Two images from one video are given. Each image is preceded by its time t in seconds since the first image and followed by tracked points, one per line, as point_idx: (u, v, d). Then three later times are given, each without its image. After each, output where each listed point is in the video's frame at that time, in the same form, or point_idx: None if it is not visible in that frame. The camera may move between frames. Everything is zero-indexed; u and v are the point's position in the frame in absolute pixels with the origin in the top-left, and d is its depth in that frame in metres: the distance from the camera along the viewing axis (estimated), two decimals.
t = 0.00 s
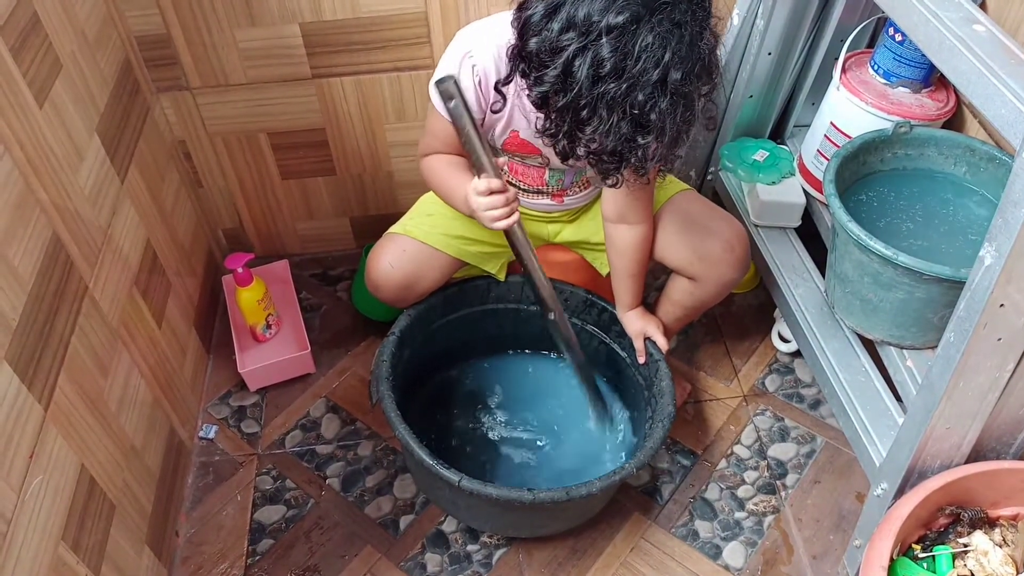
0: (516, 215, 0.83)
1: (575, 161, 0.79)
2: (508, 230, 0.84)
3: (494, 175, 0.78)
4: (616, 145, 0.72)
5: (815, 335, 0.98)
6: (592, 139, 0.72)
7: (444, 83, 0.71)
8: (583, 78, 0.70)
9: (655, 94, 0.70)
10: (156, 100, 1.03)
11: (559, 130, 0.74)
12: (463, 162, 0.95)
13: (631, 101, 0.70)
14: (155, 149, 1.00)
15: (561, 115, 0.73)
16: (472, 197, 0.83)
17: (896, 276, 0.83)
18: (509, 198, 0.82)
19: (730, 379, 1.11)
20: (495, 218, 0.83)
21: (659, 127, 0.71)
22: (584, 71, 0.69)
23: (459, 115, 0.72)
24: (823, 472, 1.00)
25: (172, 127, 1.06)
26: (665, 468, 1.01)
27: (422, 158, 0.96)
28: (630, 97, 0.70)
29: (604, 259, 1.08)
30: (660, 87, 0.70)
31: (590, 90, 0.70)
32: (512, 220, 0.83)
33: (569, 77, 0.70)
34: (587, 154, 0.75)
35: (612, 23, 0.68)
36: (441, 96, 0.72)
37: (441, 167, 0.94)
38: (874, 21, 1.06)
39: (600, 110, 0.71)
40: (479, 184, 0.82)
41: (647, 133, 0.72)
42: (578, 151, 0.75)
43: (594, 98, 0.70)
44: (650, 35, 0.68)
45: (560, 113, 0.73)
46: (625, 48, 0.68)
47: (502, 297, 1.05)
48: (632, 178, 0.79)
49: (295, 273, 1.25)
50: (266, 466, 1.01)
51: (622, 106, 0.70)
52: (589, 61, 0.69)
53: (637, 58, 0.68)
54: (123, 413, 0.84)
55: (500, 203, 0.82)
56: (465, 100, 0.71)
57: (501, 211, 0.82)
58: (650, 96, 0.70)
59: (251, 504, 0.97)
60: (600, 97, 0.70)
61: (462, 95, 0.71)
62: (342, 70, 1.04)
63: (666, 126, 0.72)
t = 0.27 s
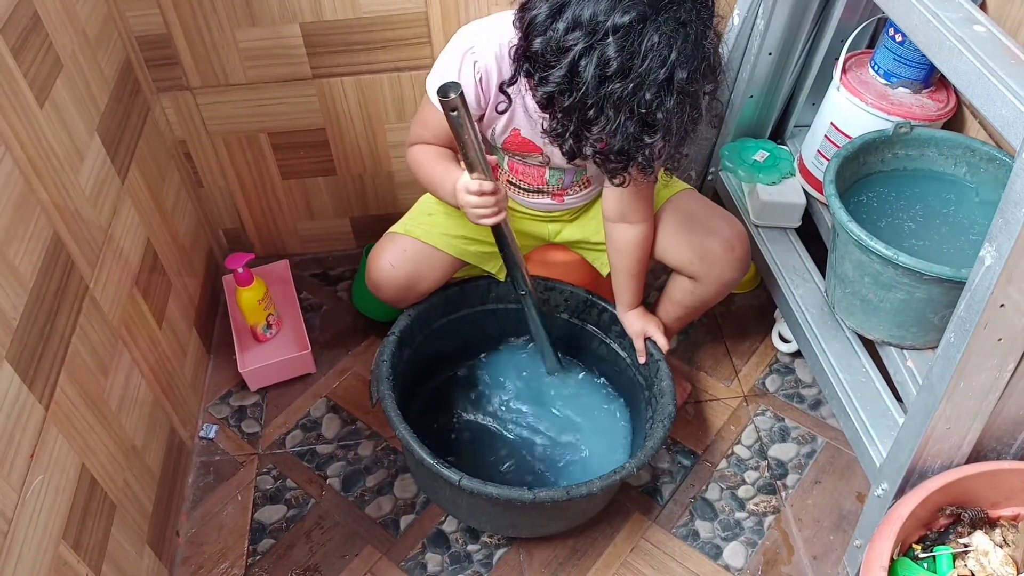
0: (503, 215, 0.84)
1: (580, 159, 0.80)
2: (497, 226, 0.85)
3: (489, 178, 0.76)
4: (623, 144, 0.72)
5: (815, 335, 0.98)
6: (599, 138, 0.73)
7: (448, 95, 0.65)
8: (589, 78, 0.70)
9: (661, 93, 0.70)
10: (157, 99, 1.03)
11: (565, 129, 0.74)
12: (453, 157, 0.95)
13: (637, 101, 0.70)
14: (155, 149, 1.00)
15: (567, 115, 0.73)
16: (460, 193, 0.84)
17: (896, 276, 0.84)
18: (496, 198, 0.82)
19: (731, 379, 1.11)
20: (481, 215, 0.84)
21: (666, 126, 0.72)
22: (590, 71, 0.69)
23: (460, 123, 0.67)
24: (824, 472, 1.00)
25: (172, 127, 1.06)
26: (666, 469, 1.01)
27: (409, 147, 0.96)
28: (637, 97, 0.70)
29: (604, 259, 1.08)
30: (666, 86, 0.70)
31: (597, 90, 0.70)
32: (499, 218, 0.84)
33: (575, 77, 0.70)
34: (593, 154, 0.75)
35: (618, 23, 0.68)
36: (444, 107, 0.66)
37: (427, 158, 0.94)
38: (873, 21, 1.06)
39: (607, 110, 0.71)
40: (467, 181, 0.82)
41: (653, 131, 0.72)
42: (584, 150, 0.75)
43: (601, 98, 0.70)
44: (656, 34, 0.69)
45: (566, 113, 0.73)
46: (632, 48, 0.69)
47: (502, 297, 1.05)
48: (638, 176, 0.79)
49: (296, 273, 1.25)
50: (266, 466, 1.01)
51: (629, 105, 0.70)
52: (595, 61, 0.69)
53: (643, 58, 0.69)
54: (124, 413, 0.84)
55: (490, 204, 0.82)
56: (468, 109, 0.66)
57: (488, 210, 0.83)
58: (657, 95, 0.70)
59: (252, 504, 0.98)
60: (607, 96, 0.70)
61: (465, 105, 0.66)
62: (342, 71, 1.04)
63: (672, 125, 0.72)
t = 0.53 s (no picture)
0: (519, 224, 0.82)
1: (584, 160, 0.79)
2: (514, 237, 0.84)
3: (500, 188, 0.75)
4: (627, 144, 0.72)
5: (817, 336, 0.98)
6: (603, 138, 0.73)
7: (450, 96, 0.64)
8: (594, 79, 0.70)
9: (666, 92, 0.70)
10: (160, 99, 1.03)
11: (569, 130, 0.74)
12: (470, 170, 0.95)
13: (642, 100, 0.70)
14: (158, 149, 1.00)
15: (571, 115, 0.73)
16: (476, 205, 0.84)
17: (898, 276, 0.84)
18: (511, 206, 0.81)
19: (733, 380, 1.11)
20: (496, 225, 0.83)
21: (670, 125, 0.72)
22: (595, 71, 0.69)
23: (464, 128, 0.67)
24: (826, 472, 1.00)
25: (176, 127, 1.06)
26: (668, 469, 1.01)
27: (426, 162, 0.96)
28: (642, 96, 0.70)
29: (606, 259, 1.08)
30: (671, 86, 0.70)
31: (601, 90, 0.70)
32: (514, 228, 0.83)
33: (580, 76, 0.70)
34: (598, 154, 0.75)
35: (623, 23, 0.68)
36: (446, 110, 0.66)
37: (443, 173, 0.94)
38: (876, 21, 1.06)
39: (612, 110, 0.71)
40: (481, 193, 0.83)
41: (658, 131, 0.72)
42: (588, 150, 0.75)
43: (605, 98, 0.70)
44: (661, 34, 0.69)
45: (571, 114, 0.73)
46: (636, 48, 0.69)
47: (505, 297, 1.05)
48: (642, 176, 0.79)
49: (299, 274, 1.26)
50: (269, 466, 1.01)
51: (634, 105, 0.70)
52: (600, 61, 0.69)
53: (648, 57, 0.69)
54: (127, 413, 0.84)
55: (502, 213, 0.81)
56: (471, 112, 0.66)
57: (501, 219, 0.82)
58: (662, 95, 0.70)
59: (254, 504, 0.98)
60: (612, 96, 0.70)
61: (468, 108, 0.66)
62: (345, 71, 1.04)
63: (676, 124, 0.72)
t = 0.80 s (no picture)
0: (518, 223, 0.82)
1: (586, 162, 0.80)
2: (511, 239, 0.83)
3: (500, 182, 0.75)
4: (629, 148, 0.73)
5: (814, 335, 0.98)
6: (604, 142, 0.73)
7: (452, 83, 0.65)
8: (596, 83, 0.70)
9: (667, 97, 0.70)
10: (156, 98, 1.03)
11: (570, 133, 0.75)
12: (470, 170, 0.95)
13: (644, 105, 0.70)
14: (155, 147, 1.00)
15: (572, 119, 0.73)
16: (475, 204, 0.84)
17: (894, 276, 0.84)
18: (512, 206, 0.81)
19: (729, 379, 1.11)
20: (497, 224, 0.82)
21: (671, 129, 0.72)
22: (596, 76, 0.69)
23: (465, 118, 0.67)
24: (822, 472, 1.00)
25: (172, 126, 1.06)
26: (664, 468, 1.01)
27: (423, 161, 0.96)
28: (643, 100, 0.70)
29: (604, 258, 1.08)
30: (672, 90, 0.70)
31: (602, 94, 0.70)
32: (513, 228, 0.82)
33: (581, 81, 0.70)
34: (598, 158, 0.75)
35: (624, 27, 0.68)
36: (447, 99, 0.66)
37: (441, 170, 0.94)
38: (873, 21, 1.06)
39: (613, 114, 0.71)
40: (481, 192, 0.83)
41: (659, 135, 0.72)
42: (589, 153, 0.76)
43: (607, 102, 0.70)
44: (662, 38, 0.69)
45: (572, 117, 0.73)
46: (638, 52, 0.69)
47: (502, 296, 1.05)
48: (643, 178, 0.79)
49: (296, 272, 1.25)
50: (265, 464, 1.01)
51: (635, 110, 0.71)
52: (601, 65, 0.69)
53: (649, 62, 0.69)
54: (123, 411, 0.84)
55: (502, 210, 0.81)
56: (473, 102, 0.67)
57: (502, 218, 0.82)
58: (663, 99, 0.70)
59: (250, 503, 0.98)
60: (613, 100, 0.70)
61: (469, 96, 0.66)
62: (342, 70, 1.04)
63: (677, 127, 0.72)
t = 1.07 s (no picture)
0: (505, 217, 0.84)
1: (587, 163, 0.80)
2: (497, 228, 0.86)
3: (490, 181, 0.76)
4: (631, 149, 0.73)
5: (812, 333, 0.98)
6: (607, 142, 0.73)
7: (449, 99, 0.65)
8: (599, 84, 0.70)
9: (670, 98, 0.71)
10: (154, 97, 1.02)
11: (573, 133, 0.74)
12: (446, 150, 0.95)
13: (647, 105, 0.70)
14: (152, 147, 1.00)
15: (575, 119, 0.73)
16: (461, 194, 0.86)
17: (892, 274, 0.84)
18: (498, 201, 0.83)
19: (728, 378, 1.11)
20: (482, 217, 0.84)
21: (674, 130, 0.72)
22: (599, 77, 0.69)
23: (460, 125, 0.67)
24: (821, 470, 1.00)
25: (170, 125, 1.06)
26: (663, 467, 1.01)
27: (400, 139, 0.96)
28: (647, 101, 0.70)
29: (603, 257, 1.07)
30: (675, 91, 0.70)
31: (606, 96, 0.70)
32: (499, 221, 0.85)
33: (584, 81, 0.70)
34: (600, 158, 0.75)
35: (628, 28, 0.68)
36: (444, 111, 0.65)
37: (418, 150, 0.94)
38: (871, 20, 1.06)
39: (616, 115, 0.71)
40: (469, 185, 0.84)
41: (662, 136, 0.72)
42: (591, 154, 0.76)
43: (610, 103, 0.71)
44: (666, 39, 0.69)
45: (574, 118, 0.73)
46: (641, 53, 0.69)
47: (501, 296, 1.05)
48: (644, 179, 0.79)
49: (294, 272, 1.25)
50: (263, 464, 1.01)
51: (638, 110, 0.71)
52: (605, 66, 0.69)
53: (653, 63, 0.69)
54: (121, 411, 0.84)
55: (489, 207, 0.83)
56: (469, 111, 0.66)
57: (488, 212, 0.84)
58: (666, 100, 0.70)
59: (248, 502, 0.97)
60: (617, 101, 0.70)
61: (467, 108, 0.66)
62: (340, 69, 1.04)
63: (680, 129, 0.73)
